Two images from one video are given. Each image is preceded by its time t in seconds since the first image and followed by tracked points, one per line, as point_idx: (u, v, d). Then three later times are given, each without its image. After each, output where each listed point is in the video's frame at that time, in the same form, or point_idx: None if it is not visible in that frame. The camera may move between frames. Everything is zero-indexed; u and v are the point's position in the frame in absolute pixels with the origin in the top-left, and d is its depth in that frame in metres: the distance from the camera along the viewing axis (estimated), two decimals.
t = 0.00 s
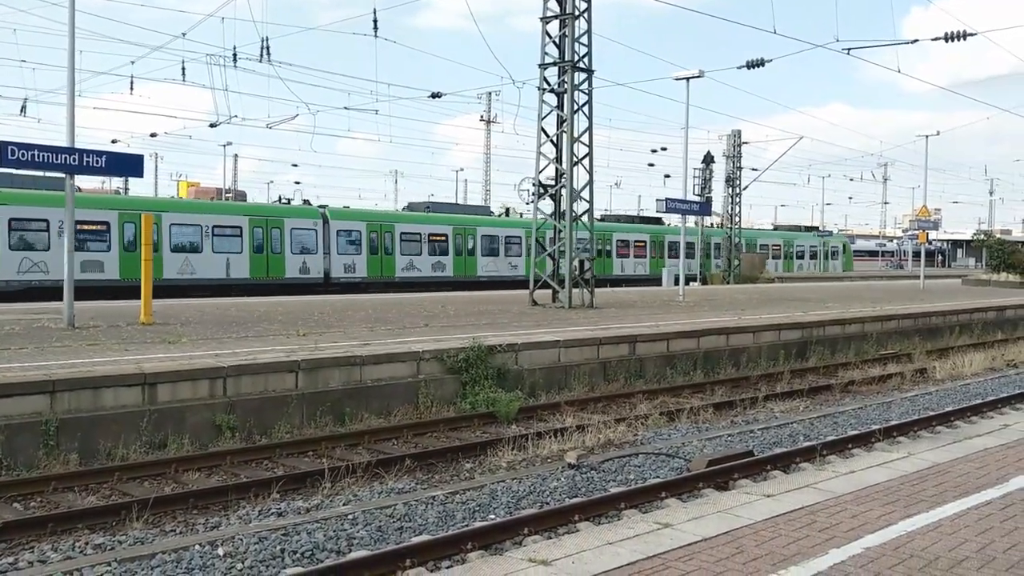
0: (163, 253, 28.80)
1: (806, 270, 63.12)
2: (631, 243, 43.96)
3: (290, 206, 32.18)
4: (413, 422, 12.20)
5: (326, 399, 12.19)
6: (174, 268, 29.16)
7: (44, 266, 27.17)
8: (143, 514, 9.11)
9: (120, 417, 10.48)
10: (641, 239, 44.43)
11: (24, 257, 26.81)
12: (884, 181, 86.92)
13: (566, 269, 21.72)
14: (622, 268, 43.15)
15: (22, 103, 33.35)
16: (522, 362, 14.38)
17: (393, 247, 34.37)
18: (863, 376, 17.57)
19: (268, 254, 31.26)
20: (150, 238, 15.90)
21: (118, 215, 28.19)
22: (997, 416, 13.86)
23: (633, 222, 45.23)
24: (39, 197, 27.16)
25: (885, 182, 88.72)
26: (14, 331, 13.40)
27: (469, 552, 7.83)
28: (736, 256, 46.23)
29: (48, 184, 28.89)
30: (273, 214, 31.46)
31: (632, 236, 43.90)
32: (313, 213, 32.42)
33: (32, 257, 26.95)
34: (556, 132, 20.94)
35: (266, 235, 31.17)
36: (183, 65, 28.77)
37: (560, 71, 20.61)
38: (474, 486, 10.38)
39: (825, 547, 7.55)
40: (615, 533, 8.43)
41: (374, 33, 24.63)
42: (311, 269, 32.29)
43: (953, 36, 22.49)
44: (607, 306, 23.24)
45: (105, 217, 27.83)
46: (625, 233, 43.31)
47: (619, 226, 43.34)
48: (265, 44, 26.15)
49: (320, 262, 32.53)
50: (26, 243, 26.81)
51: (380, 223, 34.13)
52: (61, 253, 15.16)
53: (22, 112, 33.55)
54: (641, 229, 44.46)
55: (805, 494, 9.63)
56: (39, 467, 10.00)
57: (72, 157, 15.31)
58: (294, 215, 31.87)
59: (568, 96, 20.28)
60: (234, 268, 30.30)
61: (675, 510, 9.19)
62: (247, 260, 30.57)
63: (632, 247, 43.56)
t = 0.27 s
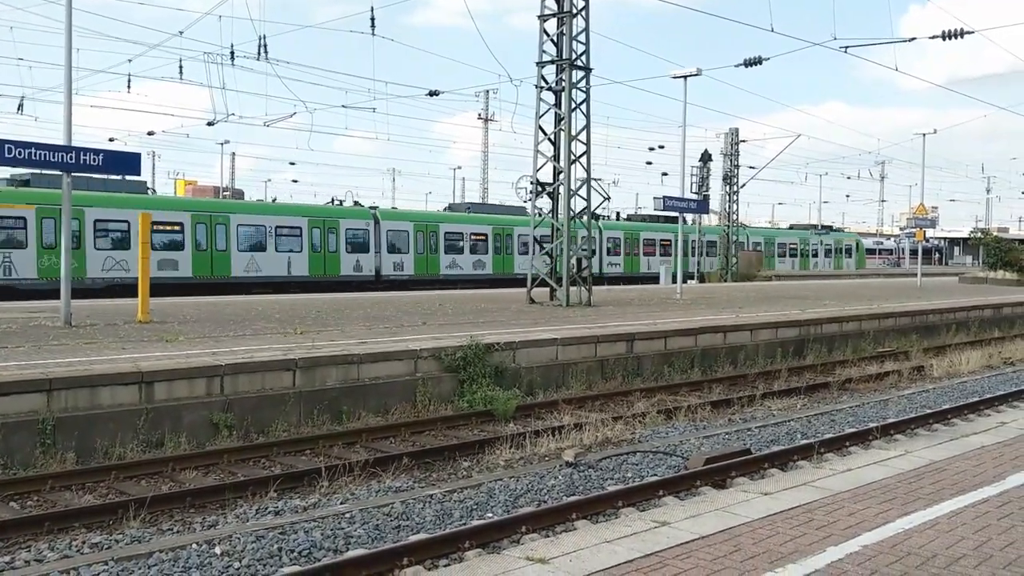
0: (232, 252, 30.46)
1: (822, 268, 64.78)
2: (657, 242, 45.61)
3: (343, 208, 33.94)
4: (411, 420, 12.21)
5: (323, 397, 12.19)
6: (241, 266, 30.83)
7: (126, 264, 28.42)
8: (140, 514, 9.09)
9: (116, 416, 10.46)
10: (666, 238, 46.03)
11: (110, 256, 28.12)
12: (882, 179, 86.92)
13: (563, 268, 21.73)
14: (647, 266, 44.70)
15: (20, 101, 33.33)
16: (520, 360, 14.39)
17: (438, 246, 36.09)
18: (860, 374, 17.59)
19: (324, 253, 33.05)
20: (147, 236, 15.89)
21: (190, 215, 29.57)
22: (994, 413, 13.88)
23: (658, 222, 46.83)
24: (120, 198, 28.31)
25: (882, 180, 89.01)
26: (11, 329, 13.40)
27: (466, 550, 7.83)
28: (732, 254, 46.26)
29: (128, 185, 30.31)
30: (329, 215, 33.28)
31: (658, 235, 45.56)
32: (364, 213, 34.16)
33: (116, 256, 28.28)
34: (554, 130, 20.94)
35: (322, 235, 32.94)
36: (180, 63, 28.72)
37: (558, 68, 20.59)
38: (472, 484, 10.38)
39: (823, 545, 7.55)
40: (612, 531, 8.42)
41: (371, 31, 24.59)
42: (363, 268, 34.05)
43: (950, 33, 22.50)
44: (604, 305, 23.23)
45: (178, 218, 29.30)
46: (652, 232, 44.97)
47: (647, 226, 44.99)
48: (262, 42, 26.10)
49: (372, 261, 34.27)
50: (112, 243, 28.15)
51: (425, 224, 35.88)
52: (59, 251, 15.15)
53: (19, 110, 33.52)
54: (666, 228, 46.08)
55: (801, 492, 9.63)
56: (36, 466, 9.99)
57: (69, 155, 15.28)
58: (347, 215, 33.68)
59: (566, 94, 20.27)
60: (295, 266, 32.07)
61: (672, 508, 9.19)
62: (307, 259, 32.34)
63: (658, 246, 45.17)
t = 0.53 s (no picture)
0: (293, 251, 31.90)
1: (829, 266, 66.10)
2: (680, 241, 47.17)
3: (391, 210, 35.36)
4: (409, 419, 12.21)
5: (322, 396, 12.19)
6: (300, 265, 32.20)
7: (198, 264, 29.65)
8: (138, 513, 9.08)
9: (114, 416, 10.45)
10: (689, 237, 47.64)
11: (182, 256, 29.41)
12: (880, 177, 87.06)
13: (562, 266, 21.71)
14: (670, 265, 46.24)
15: (18, 100, 33.33)
16: (517, 359, 14.39)
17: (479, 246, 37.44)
18: (858, 373, 17.61)
19: (375, 252, 34.38)
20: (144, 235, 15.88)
21: (255, 217, 31.00)
22: (992, 412, 13.89)
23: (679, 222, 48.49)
24: (189, 202, 29.57)
25: (879, 179, 89.17)
26: (9, 329, 13.40)
27: (464, 549, 7.83)
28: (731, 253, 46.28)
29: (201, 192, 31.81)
30: (378, 216, 34.56)
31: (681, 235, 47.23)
32: (411, 214, 35.54)
33: (189, 256, 29.50)
34: (552, 129, 20.93)
35: (373, 235, 34.32)
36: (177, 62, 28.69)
37: (556, 67, 20.59)
38: (470, 483, 10.38)
39: (820, 543, 7.55)
40: (610, 530, 8.42)
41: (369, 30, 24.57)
42: (410, 266, 35.34)
43: (948, 32, 22.51)
44: (602, 303, 23.23)
45: (245, 220, 30.70)
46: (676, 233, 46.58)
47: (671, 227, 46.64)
48: (259, 41, 26.06)
49: (419, 260, 35.57)
50: (184, 243, 29.30)
51: (467, 224, 37.25)
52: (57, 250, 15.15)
53: (17, 110, 33.51)
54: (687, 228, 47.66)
55: (799, 490, 9.63)
56: (33, 466, 9.98)
57: (65, 155, 15.28)
58: (396, 216, 34.96)
59: (564, 93, 20.27)
60: (349, 265, 33.47)
61: (670, 507, 9.19)
62: (360, 258, 33.74)
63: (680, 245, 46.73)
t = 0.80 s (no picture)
0: (346, 252, 33.44)
1: (828, 266, 66.24)
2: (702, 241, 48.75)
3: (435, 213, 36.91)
4: (407, 419, 12.21)
5: (320, 396, 12.19)
6: (352, 266, 33.77)
7: (261, 264, 30.95)
8: (136, 514, 9.07)
9: (112, 416, 10.44)
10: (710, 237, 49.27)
11: (246, 256, 30.67)
12: (877, 177, 87.29)
13: (560, 266, 21.71)
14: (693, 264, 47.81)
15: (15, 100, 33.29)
16: (515, 359, 14.40)
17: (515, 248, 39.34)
18: (856, 372, 17.65)
19: (421, 253, 35.95)
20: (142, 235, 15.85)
21: (311, 219, 32.53)
22: (990, 411, 13.92)
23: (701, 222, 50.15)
24: (252, 204, 30.88)
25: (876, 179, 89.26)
26: (7, 329, 13.39)
27: (463, 549, 7.83)
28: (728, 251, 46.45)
29: (258, 196, 32.77)
30: (423, 218, 36.23)
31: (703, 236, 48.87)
32: (453, 216, 37.23)
33: (299, 258, 32.13)
34: (550, 129, 20.93)
35: (419, 237, 35.95)
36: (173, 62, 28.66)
37: (553, 67, 20.59)
38: (468, 483, 10.38)
39: (819, 543, 7.56)
40: (609, 530, 8.42)
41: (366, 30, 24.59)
42: (452, 266, 36.92)
43: (944, 32, 22.56)
44: (600, 303, 23.22)
45: (303, 221, 32.16)
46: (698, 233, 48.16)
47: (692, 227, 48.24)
48: (256, 41, 26.05)
49: (460, 260, 37.29)
50: (297, 246, 32.01)
51: (504, 225, 39.08)
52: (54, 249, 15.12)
53: (14, 109, 33.47)
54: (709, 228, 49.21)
55: (798, 490, 9.65)
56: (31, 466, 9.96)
57: (63, 155, 15.28)
58: (440, 219, 36.67)
59: (561, 94, 20.28)
60: (397, 265, 34.92)
61: (668, 507, 9.18)
62: (407, 258, 35.32)
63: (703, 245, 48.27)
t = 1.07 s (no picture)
0: (393, 252, 34.95)
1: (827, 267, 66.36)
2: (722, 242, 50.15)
3: (473, 214, 38.63)
4: (406, 419, 12.21)
5: (319, 396, 12.19)
6: (400, 265, 35.26)
7: (318, 263, 32.55)
8: (135, 513, 9.07)
9: (111, 415, 10.44)
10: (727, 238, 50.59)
11: (304, 256, 32.30)
12: (875, 178, 87.33)
13: (558, 266, 21.70)
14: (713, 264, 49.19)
15: (15, 99, 33.29)
16: (514, 359, 14.40)
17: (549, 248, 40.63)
18: (854, 372, 17.67)
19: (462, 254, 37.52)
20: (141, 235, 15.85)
21: (363, 222, 34.10)
22: (988, 411, 13.94)
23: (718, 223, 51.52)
24: (335, 210, 33.25)
25: (874, 180, 89.34)
26: (5, 329, 13.38)
27: (462, 549, 7.84)
28: (727, 252, 46.31)
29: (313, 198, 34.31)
30: (464, 220, 37.79)
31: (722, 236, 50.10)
32: (491, 219, 38.83)
33: (350, 258, 33.63)
34: (549, 129, 20.92)
35: (461, 238, 37.54)
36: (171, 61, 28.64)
37: (552, 67, 20.58)
38: (468, 483, 10.38)
39: (819, 543, 7.57)
40: (608, 529, 8.43)
41: (365, 30, 24.55)
42: (491, 266, 38.52)
43: (943, 32, 22.55)
44: (598, 303, 23.23)
45: (356, 223, 33.84)
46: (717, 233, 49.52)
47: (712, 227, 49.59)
48: (254, 40, 26.03)
49: (499, 260, 38.79)
50: (346, 247, 33.48)
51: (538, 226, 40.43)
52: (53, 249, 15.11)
53: (14, 109, 33.47)
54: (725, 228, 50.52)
55: (797, 490, 9.66)
56: (30, 466, 9.96)
57: (61, 155, 15.26)
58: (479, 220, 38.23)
59: (560, 93, 20.28)
60: (440, 265, 36.50)
61: (668, 507, 9.19)
62: (450, 258, 36.87)
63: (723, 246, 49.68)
